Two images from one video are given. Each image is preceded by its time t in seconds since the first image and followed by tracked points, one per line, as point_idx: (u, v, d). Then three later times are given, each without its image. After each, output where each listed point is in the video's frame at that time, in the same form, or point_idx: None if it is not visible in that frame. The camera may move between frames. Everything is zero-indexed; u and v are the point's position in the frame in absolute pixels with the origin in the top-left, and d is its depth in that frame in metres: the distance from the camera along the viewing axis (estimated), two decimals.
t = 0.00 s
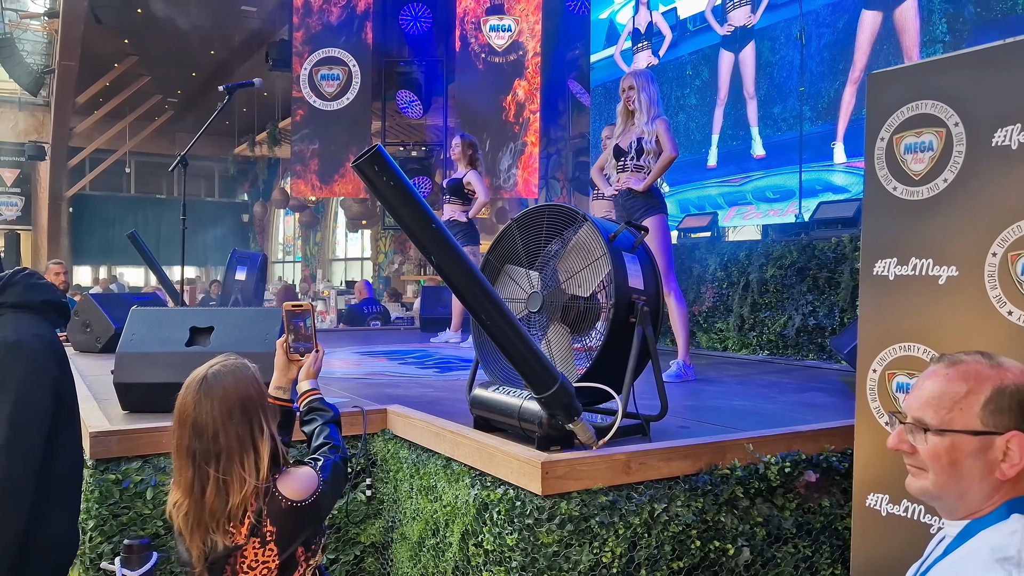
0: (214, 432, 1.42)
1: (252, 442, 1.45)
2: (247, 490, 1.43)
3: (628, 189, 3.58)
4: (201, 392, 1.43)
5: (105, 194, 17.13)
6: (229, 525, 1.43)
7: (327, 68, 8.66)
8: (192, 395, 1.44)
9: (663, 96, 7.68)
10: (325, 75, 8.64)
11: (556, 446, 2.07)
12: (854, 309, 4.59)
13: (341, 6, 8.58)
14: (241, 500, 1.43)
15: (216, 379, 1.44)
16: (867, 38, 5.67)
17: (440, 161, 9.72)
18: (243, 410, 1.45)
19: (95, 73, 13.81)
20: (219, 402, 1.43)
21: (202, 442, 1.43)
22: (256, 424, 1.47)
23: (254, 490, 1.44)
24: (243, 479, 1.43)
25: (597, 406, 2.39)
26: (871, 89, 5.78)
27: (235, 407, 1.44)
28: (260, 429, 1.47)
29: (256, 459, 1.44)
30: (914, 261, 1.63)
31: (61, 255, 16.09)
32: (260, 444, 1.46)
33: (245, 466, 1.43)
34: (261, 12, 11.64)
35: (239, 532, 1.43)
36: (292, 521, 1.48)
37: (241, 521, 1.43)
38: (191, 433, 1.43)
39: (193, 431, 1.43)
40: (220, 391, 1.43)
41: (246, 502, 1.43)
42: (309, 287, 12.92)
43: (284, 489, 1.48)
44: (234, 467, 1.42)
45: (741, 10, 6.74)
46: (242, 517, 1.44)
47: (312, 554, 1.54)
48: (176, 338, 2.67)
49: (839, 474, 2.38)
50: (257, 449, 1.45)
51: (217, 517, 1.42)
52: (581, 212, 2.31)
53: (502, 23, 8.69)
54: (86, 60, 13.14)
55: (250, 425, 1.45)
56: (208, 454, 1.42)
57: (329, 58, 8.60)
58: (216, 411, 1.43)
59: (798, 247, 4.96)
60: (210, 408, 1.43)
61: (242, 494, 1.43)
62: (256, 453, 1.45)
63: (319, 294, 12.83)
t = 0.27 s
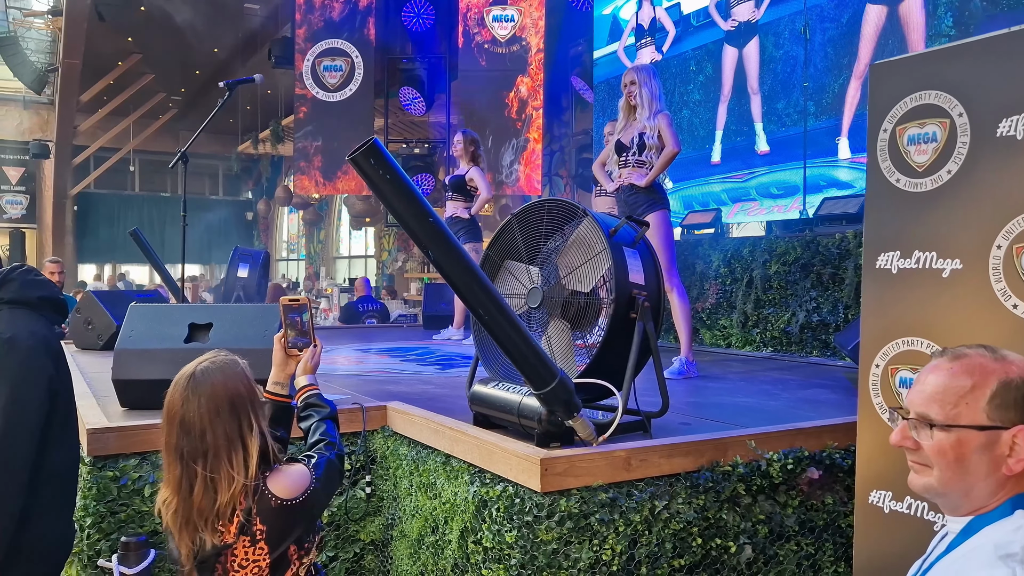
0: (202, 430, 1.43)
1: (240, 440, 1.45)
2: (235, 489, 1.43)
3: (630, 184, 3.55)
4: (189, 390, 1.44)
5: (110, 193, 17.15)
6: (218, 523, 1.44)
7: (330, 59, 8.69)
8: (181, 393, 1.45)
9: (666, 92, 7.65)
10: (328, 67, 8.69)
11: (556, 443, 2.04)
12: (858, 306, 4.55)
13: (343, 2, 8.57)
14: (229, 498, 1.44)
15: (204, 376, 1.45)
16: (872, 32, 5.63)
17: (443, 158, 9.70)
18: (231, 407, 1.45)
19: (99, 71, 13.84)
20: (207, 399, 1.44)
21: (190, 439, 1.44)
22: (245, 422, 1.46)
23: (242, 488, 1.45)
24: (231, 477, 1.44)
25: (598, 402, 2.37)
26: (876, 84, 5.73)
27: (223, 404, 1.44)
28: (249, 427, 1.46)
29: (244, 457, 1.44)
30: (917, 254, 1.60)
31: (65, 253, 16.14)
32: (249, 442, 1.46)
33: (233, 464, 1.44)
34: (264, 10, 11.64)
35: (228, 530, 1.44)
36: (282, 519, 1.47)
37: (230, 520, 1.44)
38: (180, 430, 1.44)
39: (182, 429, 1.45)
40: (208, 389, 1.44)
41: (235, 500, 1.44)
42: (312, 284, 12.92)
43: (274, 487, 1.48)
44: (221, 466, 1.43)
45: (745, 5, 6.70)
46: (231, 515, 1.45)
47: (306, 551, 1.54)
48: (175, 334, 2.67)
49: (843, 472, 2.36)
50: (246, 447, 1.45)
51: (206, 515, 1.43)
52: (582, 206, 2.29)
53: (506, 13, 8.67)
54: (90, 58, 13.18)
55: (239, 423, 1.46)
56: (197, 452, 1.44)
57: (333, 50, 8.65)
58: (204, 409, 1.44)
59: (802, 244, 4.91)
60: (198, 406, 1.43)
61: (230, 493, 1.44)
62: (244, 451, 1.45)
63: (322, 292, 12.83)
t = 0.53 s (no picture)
0: (192, 428, 1.42)
1: (230, 438, 1.44)
2: (224, 487, 1.42)
3: (630, 182, 3.54)
4: (179, 387, 1.43)
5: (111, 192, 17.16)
6: (207, 522, 1.43)
7: (331, 54, 8.67)
8: (171, 390, 1.44)
9: (667, 90, 7.63)
10: (328, 62, 8.67)
11: (555, 441, 2.03)
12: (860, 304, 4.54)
13: None
14: (218, 497, 1.43)
15: (194, 373, 1.44)
16: (873, 29, 5.61)
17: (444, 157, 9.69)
18: (221, 405, 1.44)
19: (100, 70, 13.85)
20: (197, 397, 1.43)
21: (180, 437, 1.43)
22: (235, 420, 1.45)
23: (232, 487, 1.44)
24: (221, 476, 1.43)
25: (597, 400, 2.36)
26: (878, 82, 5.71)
27: (213, 402, 1.43)
28: (239, 425, 1.45)
29: (233, 456, 1.43)
30: (918, 249, 1.59)
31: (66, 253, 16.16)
32: (239, 440, 1.44)
33: (223, 463, 1.43)
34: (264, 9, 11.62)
35: (218, 529, 1.44)
36: (272, 519, 1.46)
37: (219, 519, 1.44)
38: (169, 427, 1.44)
39: (171, 427, 1.44)
40: (198, 386, 1.43)
41: (224, 500, 1.43)
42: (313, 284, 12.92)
43: (264, 486, 1.46)
44: (209, 465, 1.42)
45: (747, 3, 6.69)
46: (220, 514, 1.44)
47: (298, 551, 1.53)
48: (172, 332, 2.66)
49: (844, 469, 2.34)
50: (236, 445, 1.44)
51: (194, 514, 1.43)
52: (580, 203, 2.27)
53: (506, 5, 8.67)
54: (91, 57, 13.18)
55: (229, 421, 1.44)
56: (186, 450, 1.43)
57: (332, 44, 8.63)
58: (193, 407, 1.43)
59: (803, 242, 4.89)
60: (188, 403, 1.43)
61: (219, 491, 1.43)
62: (234, 449, 1.44)
63: (323, 291, 12.82)
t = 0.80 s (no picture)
0: (185, 432, 1.42)
1: (224, 443, 1.43)
2: (216, 492, 1.42)
3: (631, 182, 3.52)
4: (173, 389, 1.43)
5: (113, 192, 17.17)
6: (199, 526, 1.43)
7: (332, 46, 8.69)
8: (166, 393, 1.44)
9: (669, 90, 7.62)
10: (330, 54, 8.70)
11: (555, 443, 2.02)
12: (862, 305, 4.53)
13: None
14: (210, 501, 1.42)
15: (189, 376, 1.44)
16: (876, 29, 5.59)
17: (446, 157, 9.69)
18: (215, 409, 1.43)
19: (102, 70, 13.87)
20: (190, 400, 1.42)
21: (173, 441, 1.43)
22: (229, 424, 1.44)
23: (225, 491, 1.43)
24: (213, 480, 1.42)
25: (598, 401, 2.36)
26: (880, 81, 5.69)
27: (206, 406, 1.43)
28: (233, 429, 1.44)
29: (225, 461, 1.42)
30: (921, 251, 1.58)
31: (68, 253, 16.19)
32: (232, 445, 1.44)
33: (216, 467, 1.42)
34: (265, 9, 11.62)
35: (210, 534, 1.44)
36: (265, 525, 1.45)
37: (211, 523, 1.43)
38: (162, 430, 1.44)
39: (165, 429, 1.44)
40: (191, 389, 1.43)
41: (216, 504, 1.43)
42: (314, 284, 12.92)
43: (257, 491, 1.46)
44: (202, 469, 1.42)
45: (749, 3, 6.68)
46: (213, 518, 1.44)
47: (293, 556, 1.52)
48: (173, 334, 2.65)
49: (845, 472, 2.33)
50: (229, 450, 1.43)
51: (187, 518, 1.43)
52: (581, 204, 2.27)
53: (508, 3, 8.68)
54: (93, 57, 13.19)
55: (222, 425, 1.44)
56: (178, 453, 1.42)
57: (334, 37, 8.64)
58: (186, 410, 1.42)
59: (806, 242, 4.88)
60: (182, 407, 1.42)
61: (210, 496, 1.42)
62: (227, 454, 1.43)
63: (325, 292, 12.82)
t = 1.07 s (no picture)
0: (184, 431, 1.43)
1: (221, 442, 1.44)
2: (212, 491, 1.43)
3: (633, 182, 3.52)
4: (172, 388, 1.44)
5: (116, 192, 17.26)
6: (197, 525, 1.44)
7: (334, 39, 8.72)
8: (166, 392, 1.45)
9: (672, 90, 7.62)
10: (332, 48, 8.72)
11: (556, 443, 2.03)
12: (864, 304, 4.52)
13: None
14: (207, 501, 1.44)
15: (188, 377, 1.45)
16: (879, 29, 5.58)
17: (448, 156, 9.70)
18: (213, 409, 1.44)
19: (105, 70, 13.91)
20: (189, 400, 1.43)
21: (171, 440, 1.44)
22: (228, 424, 1.45)
23: (222, 491, 1.44)
24: (209, 480, 1.43)
25: (598, 402, 2.36)
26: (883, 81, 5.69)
27: (205, 406, 1.43)
28: (231, 429, 1.45)
29: (223, 461, 1.43)
30: (920, 252, 1.58)
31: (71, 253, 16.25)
32: (230, 446, 1.44)
33: (213, 467, 1.43)
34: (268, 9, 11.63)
35: (208, 533, 1.45)
36: (263, 525, 1.45)
37: (209, 522, 1.44)
38: (161, 430, 1.45)
39: (164, 429, 1.45)
40: (190, 389, 1.44)
41: (213, 503, 1.44)
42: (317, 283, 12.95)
43: (254, 492, 1.46)
44: (200, 469, 1.43)
45: (751, 2, 6.67)
46: (210, 518, 1.45)
47: (292, 556, 1.52)
48: (175, 333, 2.67)
49: (846, 472, 2.34)
50: (227, 450, 1.44)
51: (185, 517, 1.44)
52: (582, 204, 2.27)
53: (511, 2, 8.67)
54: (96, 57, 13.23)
55: (220, 425, 1.44)
56: (176, 452, 1.44)
57: (336, 30, 8.67)
58: (184, 410, 1.43)
59: (807, 242, 4.88)
60: (181, 407, 1.43)
61: (207, 495, 1.43)
62: (225, 454, 1.44)
63: (327, 291, 12.85)
